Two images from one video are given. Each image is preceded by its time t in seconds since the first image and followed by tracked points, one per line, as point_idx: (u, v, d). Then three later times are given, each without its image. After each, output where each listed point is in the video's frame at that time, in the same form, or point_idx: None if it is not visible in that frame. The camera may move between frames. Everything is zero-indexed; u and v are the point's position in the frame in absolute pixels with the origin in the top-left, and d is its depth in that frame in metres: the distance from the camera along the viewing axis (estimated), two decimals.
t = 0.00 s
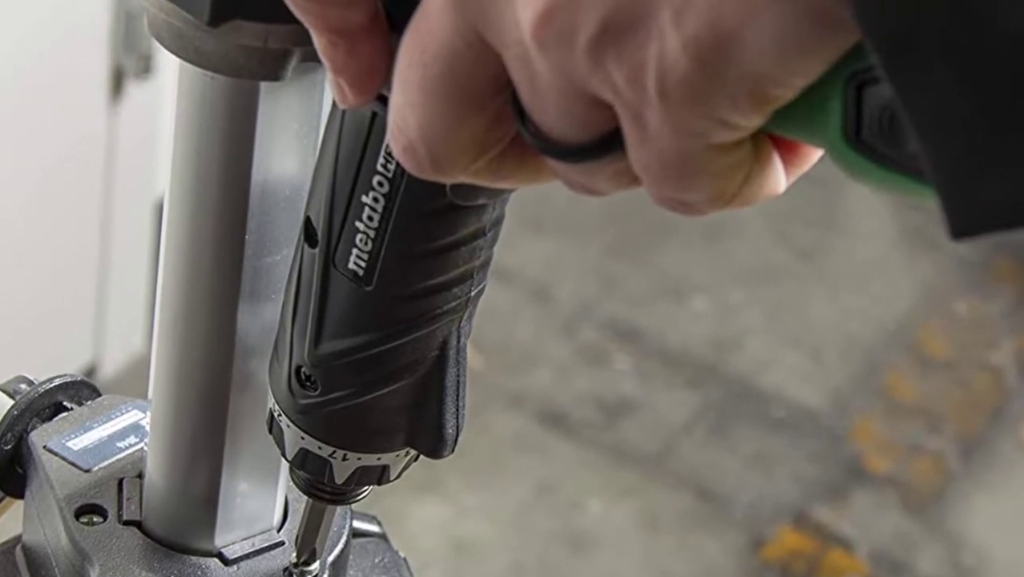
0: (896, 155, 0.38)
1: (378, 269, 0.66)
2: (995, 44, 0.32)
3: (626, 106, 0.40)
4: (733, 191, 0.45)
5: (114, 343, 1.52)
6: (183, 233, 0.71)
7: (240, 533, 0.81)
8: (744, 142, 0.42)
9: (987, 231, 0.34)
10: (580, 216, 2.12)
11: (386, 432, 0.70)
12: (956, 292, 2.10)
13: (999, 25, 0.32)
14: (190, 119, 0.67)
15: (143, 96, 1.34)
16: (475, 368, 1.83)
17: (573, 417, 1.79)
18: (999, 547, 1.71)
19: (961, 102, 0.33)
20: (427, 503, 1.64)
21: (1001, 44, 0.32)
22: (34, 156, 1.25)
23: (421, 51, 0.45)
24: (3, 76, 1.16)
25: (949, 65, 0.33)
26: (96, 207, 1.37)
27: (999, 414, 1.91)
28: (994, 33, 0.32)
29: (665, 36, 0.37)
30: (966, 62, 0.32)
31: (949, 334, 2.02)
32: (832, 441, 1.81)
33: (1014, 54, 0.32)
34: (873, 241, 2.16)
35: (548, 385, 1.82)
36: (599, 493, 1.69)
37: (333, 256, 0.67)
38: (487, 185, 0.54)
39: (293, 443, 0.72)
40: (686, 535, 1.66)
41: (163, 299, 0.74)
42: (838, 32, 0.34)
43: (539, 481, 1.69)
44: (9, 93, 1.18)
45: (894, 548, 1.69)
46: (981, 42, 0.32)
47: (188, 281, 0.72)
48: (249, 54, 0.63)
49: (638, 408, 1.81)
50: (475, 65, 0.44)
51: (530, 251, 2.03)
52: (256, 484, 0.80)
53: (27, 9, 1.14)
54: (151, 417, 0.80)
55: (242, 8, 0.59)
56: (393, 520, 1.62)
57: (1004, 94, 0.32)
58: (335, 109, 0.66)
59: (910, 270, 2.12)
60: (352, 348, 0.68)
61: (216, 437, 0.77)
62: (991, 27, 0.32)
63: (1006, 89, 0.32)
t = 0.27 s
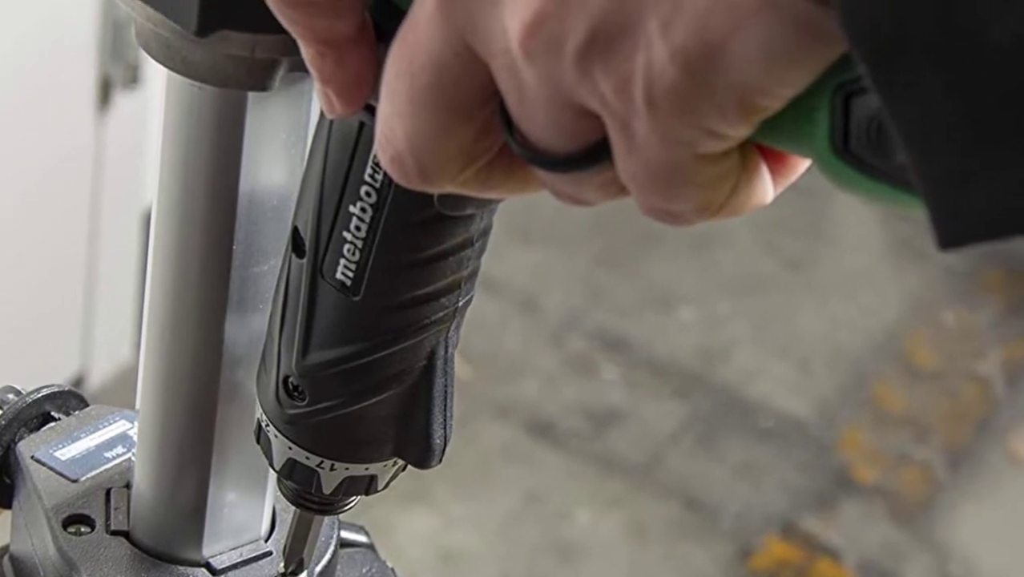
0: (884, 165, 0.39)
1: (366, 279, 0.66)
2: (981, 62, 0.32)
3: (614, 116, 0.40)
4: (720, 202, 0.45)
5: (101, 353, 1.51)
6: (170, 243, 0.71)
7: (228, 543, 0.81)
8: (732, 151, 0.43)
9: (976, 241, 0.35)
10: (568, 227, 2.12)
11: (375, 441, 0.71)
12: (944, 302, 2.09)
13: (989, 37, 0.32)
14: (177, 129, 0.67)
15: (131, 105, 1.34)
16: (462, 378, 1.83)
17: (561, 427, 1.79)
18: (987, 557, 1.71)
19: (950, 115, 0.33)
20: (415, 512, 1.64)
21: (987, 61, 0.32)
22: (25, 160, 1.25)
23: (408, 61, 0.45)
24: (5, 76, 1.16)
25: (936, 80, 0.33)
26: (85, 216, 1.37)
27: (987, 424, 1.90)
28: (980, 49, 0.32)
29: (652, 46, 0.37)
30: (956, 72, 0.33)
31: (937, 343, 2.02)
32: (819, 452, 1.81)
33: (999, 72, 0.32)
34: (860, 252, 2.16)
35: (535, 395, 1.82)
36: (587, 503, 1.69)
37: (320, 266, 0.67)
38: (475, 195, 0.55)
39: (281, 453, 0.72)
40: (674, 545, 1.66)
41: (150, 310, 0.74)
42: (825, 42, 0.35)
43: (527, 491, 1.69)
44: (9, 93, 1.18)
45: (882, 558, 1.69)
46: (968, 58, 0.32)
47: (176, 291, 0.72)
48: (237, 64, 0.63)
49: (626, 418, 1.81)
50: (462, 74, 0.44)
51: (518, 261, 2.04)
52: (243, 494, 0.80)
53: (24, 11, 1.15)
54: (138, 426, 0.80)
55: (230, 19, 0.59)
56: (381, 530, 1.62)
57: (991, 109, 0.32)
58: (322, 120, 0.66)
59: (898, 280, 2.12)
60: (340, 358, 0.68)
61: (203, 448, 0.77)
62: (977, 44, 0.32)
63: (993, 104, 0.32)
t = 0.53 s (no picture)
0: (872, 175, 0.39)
1: (354, 288, 0.66)
2: (977, 65, 0.31)
3: (602, 126, 0.40)
4: (709, 212, 0.45)
5: (89, 363, 1.51)
6: (157, 253, 0.71)
7: (216, 553, 0.81)
8: (720, 161, 0.43)
9: (961, 254, 0.33)
10: (556, 237, 2.12)
11: (364, 451, 0.71)
12: (932, 312, 2.09)
13: (977, 45, 0.31)
14: (165, 139, 0.68)
15: (119, 116, 1.34)
16: (451, 387, 1.83)
17: (549, 437, 1.79)
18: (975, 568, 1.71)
19: (941, 123, 0.32)
20: (403, 522, 1.64)
21: (980, 65, 0.31)
22: (20, 167, 1.25)
23: (395, 71, 0.45)
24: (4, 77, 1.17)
25: (927, 86, 0.32)
26: (73, 226, 1.37)
27: (975, 434, 1.90)
28: (975, 53, 0.31)
29: (640, 57, 0.37)
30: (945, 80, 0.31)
31: (925, 353, 2.02)
32: (807, 461, 1.81)
33: (994, 75, 0.31)
34: (848, 262, 2.17)
35: (523, 405, 1.82)
36: (575, 512, 1.69)
37: (309, 276, 0.68)
38: (463, 205, 0.55)
39: (269, 463, 0.72)
40: (661, 555, 1.67)
41: (138, 319, 0.74)
42: (815, 52, 0.34)
43: (516, 501, 1.70)
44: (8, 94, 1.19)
45: (869, 568, 1.70)
46: (962, 62, 0.31)
47: (164, 300, 0.72)
48: (225, 74, 0.63)
49: (614, 428, 1.81)
50: (450, 83, 0.44)
51: (506, 271, 2.04)
52: (229, 504, 0.80)
53: (23, 12, 1.16)
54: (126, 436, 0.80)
55: (218, 29, 0.59)
56: (369, 539, 1.62)
57: (982, 113, 0.32)
58: (310, 130, 0.67)
59: (886, 290, 2.12)
60: (328, 368, 0.68)
61: (191, 458, 0.77)
62: (971, 47, 0.31)
63: (983, 108, 0.32)
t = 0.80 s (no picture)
0: (860, 184, 0.39)
1: (343, 297, 0.66)
2: (964, 74, 0.29)
3: (590, 134, 0.40)
4: (697, 221, 0.46)
5: (77, 373, 1.51)
6: (146, 262, 0.71)
7: (205, 562, 0.81)
8: (708, 171, 0.43)
9: (950, 263, 0.32)
10: (545, 246, 2.12)
11: (352, 460, 0.71)
12: (920, 322, 2.09)
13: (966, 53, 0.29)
14: (154, 149, 0.68)
15: (109, 125, 1.35)
16: (439, 397, 1.83)
17: (537, 447, 1.79)
18: None
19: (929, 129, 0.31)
20: (392, 531, 1.64)
21: (968, 73, 0.29)
22: (9, 173, 1.25)
23: (384, 80, 0.45)
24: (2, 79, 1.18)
25: (914, 92, 0.30)
26: (62, 235, 1.37)
27: (963, 443, 1.90)
28: (962, 60, 0.29)
29: (628, 67, 0.37)
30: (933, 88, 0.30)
31: (913, 363, 2.02)
32: (795, 471, 1.82)
33: (983, 82, 0.29)
34: (836, 271, 2.17)
35: (511, 414, 1.82)
36: (564, 521, 1.70)
37: (297, 285, 0.68)
38: (450, 214, 0.55)
39: (257, 472, 0.72)
40: (650, 564, 1.67)
41: (127, 328, 0.74)
42: (803, 60, 0.35)
43: (504, 510, 1.70)
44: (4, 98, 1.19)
45: None
46: (949, 68, 0.29)
47: (153, 310, 0.72)
48: (213, 83, 0.63)
49: (602, 437, 1.82)
50: (438, 92, 0.44)
51: (495, 280, 2.04)
52: (218, 514, 0.80)
53: (23, 13, 1.16)
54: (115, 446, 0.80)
55: (207, 38, 0.59)
56: (358, 548, 1.63)
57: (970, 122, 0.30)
58: (299, 139, 0.67)
59: (875, 299, 2.12)
60: (317, 377, 0.68)
61: (180, 467, 0.77)
62: (958, 54, 0.29)
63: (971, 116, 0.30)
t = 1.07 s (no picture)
0: (848, 193, 0.39)
1: (332, 306, 0.66)
2: (951, 84, 0.29)
3: (579, 143, 0.41)
4: (686, 230, 0.46)
5: (67, 382, 1.51)
6: (135, 271, 0.71)
7: (194, 570, 0.81)
8: (698, 180, 0.44)
9: (939, 271, 0.31)
10: (534, 256, 2.12)
11: (342, 469, 0.71)
12: (908, 331, 2.09)
13: (953, 63, 0.28)
14: (143, 158, 0.68)
15: (99, 134, 1.35)
16: (428, 406, 1.83)
17: (526, 456, 1.79)
18: None
19: (915, 141, 0.30)
20: (381, 540, 1.64)
21: (957, 83, 0.29)
22: (6, 177, 1.25)
23: (373, 90, 0.45)
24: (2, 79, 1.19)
25: (901, 104, 0.29)
26: (52, 244, 1.37)
27: (952, 452, 1.90)
28: (951, 70, 0.29)
29: (618, 76, 0.37)
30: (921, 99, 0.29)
31: (902, 373, 2.02)
32: (785, 480, 1.82)
33: (971, 91, 0.29)
34: (824, 279, 2.17)
35: (500, 423, 1.83)
36: (553, 530, 1.70)
37: (287, 295, 0.68)
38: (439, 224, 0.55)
39: (246, 481, 0.72)
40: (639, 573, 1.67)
41: (116, 337, 0.74)
42: (793, 69, 0.35)
43: (493, 519, 1.70)
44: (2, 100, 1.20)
45: None
46: (936, 78, 0.29)
47: (142, 318, 0.72)
48: (202, 92, 0.63)
49: (592, 446, 1.82)
50: (426, 101, 0.44)
51: (484, 289, 2.04)
52: (207, 522, 0.80)
53: (22, 15, 1.17)
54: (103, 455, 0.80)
55: (198, 46, 0.59)
56: (347, 557, 1.63)
57: (959, 131, 0.29)
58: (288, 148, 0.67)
59: (863, 308, 2.12)
60: (306, 386, 0.68)
61: (168, 476, 0.77)
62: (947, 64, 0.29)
63: (960, 125, 0.29)
